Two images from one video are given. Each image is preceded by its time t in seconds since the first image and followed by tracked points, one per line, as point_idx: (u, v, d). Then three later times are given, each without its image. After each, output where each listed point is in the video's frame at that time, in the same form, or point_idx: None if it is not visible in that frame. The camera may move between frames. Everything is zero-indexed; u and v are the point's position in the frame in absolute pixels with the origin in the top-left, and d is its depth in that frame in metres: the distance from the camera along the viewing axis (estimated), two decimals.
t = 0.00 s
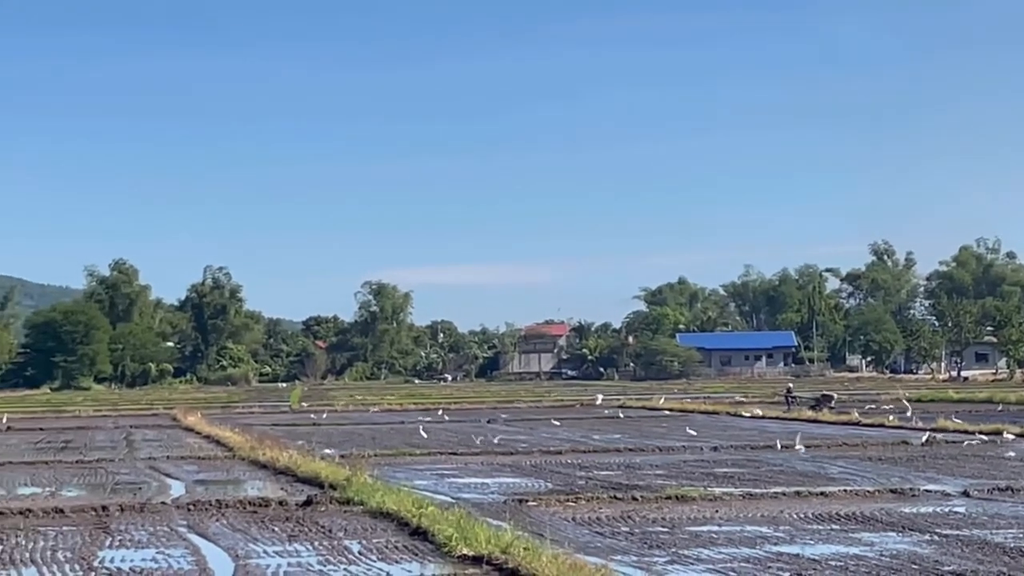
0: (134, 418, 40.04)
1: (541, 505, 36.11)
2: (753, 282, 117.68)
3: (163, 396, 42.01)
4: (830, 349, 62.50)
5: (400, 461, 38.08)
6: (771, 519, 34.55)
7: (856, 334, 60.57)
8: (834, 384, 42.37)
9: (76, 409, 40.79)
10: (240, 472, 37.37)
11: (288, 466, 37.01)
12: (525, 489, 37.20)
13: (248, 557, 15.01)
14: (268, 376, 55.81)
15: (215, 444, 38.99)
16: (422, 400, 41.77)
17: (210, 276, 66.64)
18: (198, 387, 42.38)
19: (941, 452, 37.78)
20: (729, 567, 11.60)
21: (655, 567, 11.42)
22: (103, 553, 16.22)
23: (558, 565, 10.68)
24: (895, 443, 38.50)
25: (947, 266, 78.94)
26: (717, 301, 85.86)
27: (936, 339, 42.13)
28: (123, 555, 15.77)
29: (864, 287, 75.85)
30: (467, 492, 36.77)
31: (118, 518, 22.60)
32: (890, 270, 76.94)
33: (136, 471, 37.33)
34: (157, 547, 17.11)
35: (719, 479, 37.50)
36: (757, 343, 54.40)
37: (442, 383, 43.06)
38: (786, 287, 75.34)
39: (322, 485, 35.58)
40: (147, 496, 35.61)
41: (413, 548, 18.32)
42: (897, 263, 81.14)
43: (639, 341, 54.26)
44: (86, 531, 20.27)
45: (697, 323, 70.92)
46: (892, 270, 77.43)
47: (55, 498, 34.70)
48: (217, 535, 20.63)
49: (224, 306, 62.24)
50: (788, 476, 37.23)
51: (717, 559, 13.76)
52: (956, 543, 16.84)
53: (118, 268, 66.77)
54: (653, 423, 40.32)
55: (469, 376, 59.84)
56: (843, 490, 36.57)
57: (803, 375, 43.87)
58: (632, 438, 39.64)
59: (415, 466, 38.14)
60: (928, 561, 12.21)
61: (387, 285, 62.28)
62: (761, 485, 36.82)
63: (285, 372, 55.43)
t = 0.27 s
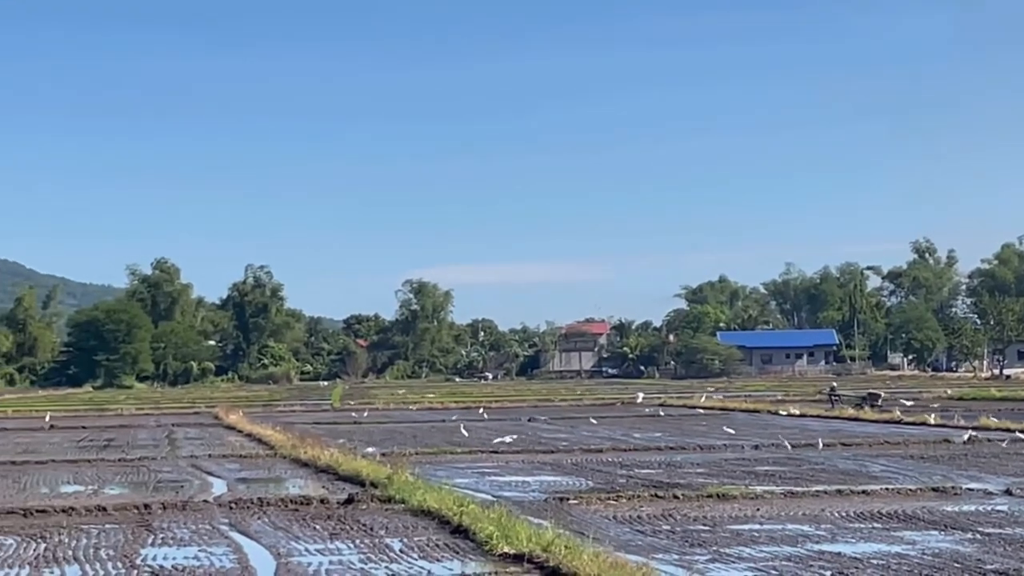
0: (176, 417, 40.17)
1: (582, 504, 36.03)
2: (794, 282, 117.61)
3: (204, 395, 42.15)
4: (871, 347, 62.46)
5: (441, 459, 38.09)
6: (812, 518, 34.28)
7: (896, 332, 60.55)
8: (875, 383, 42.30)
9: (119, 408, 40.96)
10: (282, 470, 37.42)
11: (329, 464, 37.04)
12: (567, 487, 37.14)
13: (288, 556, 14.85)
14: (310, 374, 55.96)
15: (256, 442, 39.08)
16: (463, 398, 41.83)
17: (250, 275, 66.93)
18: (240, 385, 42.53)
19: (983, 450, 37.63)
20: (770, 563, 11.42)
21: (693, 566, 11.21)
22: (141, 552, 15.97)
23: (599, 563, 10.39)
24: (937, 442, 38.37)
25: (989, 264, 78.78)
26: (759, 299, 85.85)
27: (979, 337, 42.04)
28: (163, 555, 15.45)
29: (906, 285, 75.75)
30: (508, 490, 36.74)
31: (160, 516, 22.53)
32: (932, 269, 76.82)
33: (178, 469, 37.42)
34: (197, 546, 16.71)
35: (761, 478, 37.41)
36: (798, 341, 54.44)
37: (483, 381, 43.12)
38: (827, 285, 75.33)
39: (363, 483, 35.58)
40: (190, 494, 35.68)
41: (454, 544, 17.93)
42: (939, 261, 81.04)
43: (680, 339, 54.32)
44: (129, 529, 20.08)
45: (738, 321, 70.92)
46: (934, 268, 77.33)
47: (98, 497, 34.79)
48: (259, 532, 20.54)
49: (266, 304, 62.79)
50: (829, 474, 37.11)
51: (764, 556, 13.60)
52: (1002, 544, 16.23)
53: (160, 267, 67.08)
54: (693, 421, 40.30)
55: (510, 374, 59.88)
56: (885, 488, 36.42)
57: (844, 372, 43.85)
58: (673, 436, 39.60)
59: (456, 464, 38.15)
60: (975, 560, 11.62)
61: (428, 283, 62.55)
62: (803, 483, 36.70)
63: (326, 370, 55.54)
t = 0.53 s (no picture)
0: (216, 415, 40.26)
1: (622, 502, 35.90)
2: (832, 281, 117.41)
3: (245, 394, 42.25)
4: (912, 346, 62.40)
5: (481, 458, 38.07)
6: (853, 517, 34.10)
7: (936, 331, 60.42)
8: (916, 382, 42.23)
9: (160, 406, 41.08)
10: (322, 469, 37.42)
11: (369, 463, 37.01)
12: (607, 486, 37.05)
13: (330, 556, 14.42)
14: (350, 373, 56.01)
15: (297, 441, 39.12)
16: (502, 397, 41.84)
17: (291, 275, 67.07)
18: (280, 384, 42.62)
19: None
20: (811, 563, 11.23)
21: (735, 566, 11.04)
22: (184, 548, 15.38)
23: (639, 562, 10.11)
24: (978, 441, 38.23)
25: None
26: (798, 298, 85.75)
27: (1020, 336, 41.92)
28: (206, 552, 14.98)
29: (946, 284, 75.62)
30: (548, 489, 36.66)
31: (199, 513, 22.22)
32: (972, 267, 76.65)
33: (218, 468, 37.45)
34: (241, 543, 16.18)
35: (801, 476, 37.28)
36: (838, 340, 54.37)
37: (522, 380, 43.14)
38: (867, 284, 75.25)
39: (404, 482, 35.51)
40: (231, 493, 35.69)
41: (499, 544, 16.53)
42: (979, 260, 80.91)
43: (720, 338, 54.27)
44: (169, 528, 18.93)
45: (778, 321, 70.84)
46: (974, 266, 77.18)
47: (139, 495, 34.82)
48: (300, 531, 19.67)
49: (306, 304, 62.95)
50: (870, 473, 36.97)
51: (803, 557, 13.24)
52: None
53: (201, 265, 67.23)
54: (734, 420, 40.22)
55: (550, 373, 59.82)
56: (926, 487, 36.25)
57: (885, 372, 43.77)
58: (714, 435, 39.54)
59: (496, 463, 38.12)
60: None
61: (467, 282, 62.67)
62: (844, 482, 36.55)
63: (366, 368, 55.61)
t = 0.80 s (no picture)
0: (256, 415, 40.32)
1: (662, 502, 35.71)
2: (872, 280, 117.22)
3: (285, 393, 42.34)
4: (952, 345, 62.32)
5: (520, 457, 38.01)
6: (894, 516, 33.86)
7: (977, 330, 60.32)
8: (956, 381, 42.11)
9: (200, 406, 41.18)
10: (362, 468, 37.39)
11: (409, 462, 36.95)
12: (647, 486, 36.90)
13: (372, 556, 14.26)
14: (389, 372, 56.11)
15: (336, 440, 39.16)
16: (542, 397, 41.84)
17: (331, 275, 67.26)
18: (320, 384, 42.69)
19: None
20: (851, 563, 11.08)
21: (776, 566, 10.88)
22: (223, 548, 15.24)
23: (680, 562, 9.92)
24: (1018, 441, 38.04)
25: None
26: (839, 296, 85.64)
27: None
28: (246, 552, 14.88)
29: (987, 282, 75.46)
30: (588, 488, 36.54)
31: (241, 513, 22.09)
32: (1014, 266, 76.47)
33: (258, 467, 37.49)
34: (281, 543, 16.02)
35: (842, 476, 37.11)
36: (878, 340, 54.30)
37: (562, 379, 43.14)
38: (909, 282, 75.16)
39: (443, 481, 35.39)
40: (270, 492, 35.69)
41: (537, 544, 16.11)
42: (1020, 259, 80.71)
43: (760, 338, 54.23)
44: (206, 530, 18.73)
45: (818, 320, 70.77)
46: (1016, 265, 76.98)
47: (179, 494, 34.84)
48: (340, 534, 19.45)
49: (345, 303, 63.18)
50: (911, 473, 36.79)
51: (841, 555, 12.87)
52: None
53: (240, 265, 67.44)
54: (774, 420, 40.13)
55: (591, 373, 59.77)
56: (967, 486, 36.04)
57: (925, 371, 43.67)
58: (754, 435, 39.44)
59: (536, 463, 38.05)
60: None
61: (506, 281, 62.86)
62: (885, 482, 36.34)
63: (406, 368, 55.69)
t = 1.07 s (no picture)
0: (295, 415, 40.40)
1: (700, 503, 35.48)
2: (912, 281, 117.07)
3: (324, 394, 42.44)
4: (992, 346, 62.26)
5: (559, 458, 37.99)
6: (935, 517, 33.64)
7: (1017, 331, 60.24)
8: (996, 382, 42.01)
9: (239, 406, 41.29)
10: (400, 469, 37.40)
11: (447, 462, 36.92)
12: (686, 486, 36.80)
13: (410, 555, 14.15)
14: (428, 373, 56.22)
15: (374, 441, 39.20)
16: (580, 397, 41.86)
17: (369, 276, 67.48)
18: (358, 384, 42.78)
19: None
20: (892, 563, 10.96)
21: (814, 566, 10.76)
22: (262, 547, 15.26)
23: (718, 563, 9.79)
24: None
25: None
26: (878, 298, 85.55)
27: None
28: (284, 552, 14.89)
29: None
30: (626, 489, 36.43)
31: (280, 513, 22.04)
32: None
33: (297, 468, 37.52)
34: (318, 542, 15.96)
35: (881, 477, 36.98)
36: (917, 341, 54.26)
37: (600, 380, 43.17)
38: (947, 284, 75.08)
39: (481, 482, 35.32)
40: (309, 493, 35.68)
41: (572, 544, 15.83)
42: None
43: (799, 338, 54.22)
44: (248, 527, 18.92)
45: (856, 321, 70.75)
46: None
47: (218, 494, 34.87)
48: (379, 534, 19.46)
49: (384, 304, 63.27)
50: (950, 474, 36.64)
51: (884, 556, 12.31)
52: None
53: (278, 266, 67.66)
54: (812, 420, 40.06)
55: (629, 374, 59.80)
56: (1008, 487, 35.88)
57: (964, 372, 43.59)
58: (793, 436, 39.37)
59: (574, 463, 38.03)
60: None
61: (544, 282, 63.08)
62: (924, 483, 36.18)
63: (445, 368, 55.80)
